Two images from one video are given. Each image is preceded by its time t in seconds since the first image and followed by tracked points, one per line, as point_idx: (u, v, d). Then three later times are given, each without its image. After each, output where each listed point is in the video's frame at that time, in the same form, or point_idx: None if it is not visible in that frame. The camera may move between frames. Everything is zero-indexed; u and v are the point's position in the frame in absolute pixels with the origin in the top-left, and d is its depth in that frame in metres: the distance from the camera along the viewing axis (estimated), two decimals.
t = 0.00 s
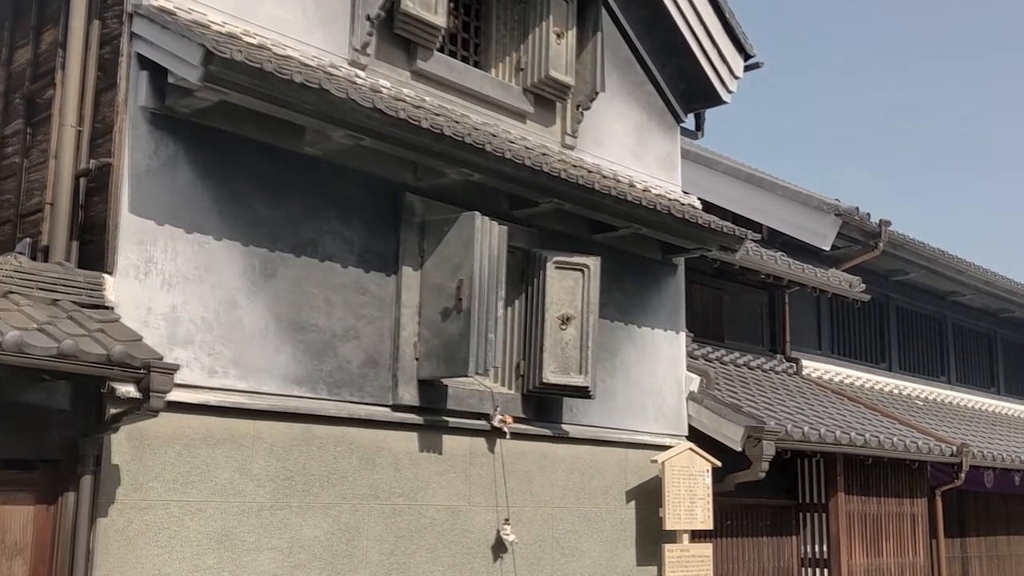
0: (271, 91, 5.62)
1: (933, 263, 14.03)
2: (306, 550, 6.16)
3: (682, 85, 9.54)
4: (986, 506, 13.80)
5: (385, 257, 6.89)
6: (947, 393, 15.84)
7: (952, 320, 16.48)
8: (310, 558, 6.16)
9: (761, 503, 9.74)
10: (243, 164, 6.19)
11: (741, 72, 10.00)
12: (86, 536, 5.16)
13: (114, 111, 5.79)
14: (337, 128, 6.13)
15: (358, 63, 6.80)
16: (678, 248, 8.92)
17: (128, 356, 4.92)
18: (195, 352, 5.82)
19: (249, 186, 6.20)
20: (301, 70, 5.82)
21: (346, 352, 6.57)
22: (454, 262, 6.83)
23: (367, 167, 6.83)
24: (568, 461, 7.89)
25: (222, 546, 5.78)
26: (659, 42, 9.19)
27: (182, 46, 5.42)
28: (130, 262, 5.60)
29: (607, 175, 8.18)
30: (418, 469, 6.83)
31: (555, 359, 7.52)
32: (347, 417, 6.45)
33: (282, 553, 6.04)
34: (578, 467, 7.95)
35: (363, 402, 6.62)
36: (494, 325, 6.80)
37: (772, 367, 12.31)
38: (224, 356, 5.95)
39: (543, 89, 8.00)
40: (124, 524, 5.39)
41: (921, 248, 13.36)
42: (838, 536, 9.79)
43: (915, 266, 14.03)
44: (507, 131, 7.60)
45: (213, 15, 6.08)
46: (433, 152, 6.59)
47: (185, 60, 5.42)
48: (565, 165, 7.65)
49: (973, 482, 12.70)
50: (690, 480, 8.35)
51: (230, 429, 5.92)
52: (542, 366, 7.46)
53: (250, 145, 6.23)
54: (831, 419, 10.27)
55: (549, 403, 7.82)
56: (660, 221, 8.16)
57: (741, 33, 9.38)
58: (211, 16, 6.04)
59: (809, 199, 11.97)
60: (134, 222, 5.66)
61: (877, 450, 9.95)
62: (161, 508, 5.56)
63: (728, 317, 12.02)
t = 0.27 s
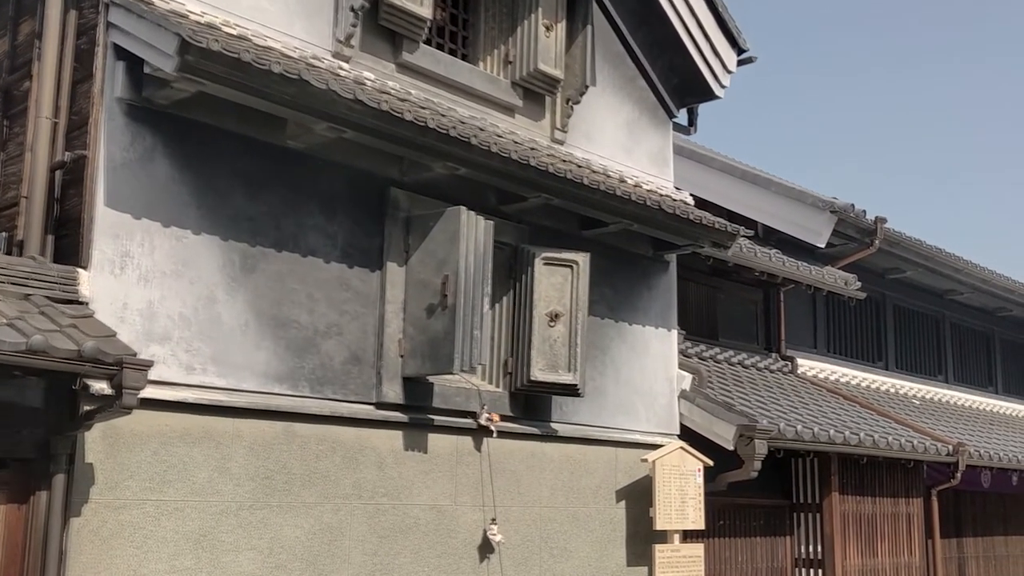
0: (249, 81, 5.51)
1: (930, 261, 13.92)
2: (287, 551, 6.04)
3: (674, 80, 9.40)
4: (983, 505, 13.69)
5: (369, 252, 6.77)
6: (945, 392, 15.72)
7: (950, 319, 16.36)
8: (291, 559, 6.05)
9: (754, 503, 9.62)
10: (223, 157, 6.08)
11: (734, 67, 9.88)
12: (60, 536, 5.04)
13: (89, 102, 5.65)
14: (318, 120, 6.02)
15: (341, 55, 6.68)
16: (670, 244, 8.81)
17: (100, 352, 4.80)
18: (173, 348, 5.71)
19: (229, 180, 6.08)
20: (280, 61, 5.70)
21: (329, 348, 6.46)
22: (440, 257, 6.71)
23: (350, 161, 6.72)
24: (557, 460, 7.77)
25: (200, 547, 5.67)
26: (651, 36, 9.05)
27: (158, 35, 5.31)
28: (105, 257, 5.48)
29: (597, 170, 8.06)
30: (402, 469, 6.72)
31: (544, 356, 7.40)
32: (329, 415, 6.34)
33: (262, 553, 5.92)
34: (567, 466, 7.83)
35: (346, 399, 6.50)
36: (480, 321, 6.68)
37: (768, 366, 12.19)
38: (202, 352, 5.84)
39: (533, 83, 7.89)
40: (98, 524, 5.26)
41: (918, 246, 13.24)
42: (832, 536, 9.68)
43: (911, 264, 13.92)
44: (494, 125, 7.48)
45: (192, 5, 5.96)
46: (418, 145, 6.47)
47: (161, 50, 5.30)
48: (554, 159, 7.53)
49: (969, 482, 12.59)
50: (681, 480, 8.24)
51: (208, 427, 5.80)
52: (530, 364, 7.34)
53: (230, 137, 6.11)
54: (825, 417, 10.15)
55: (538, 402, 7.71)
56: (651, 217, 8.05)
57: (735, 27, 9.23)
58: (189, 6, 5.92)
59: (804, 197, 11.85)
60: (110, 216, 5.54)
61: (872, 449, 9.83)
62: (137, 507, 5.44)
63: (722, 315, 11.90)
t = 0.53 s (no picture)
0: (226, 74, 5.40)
1: (927, 260, 13.80)
2: (267, 553, 5.93)
3: (666, 76, 9.29)
4: (980, 506, 13.59)
5: (353, 250, 6.66)
6: (942, 391, 15.61)
7: (947, 318, 16.25)
8: (271, 562, 5.94)
9: (748, 504, 9.51)
10: (202, 152, 5.97)
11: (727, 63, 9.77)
12: (31, 538, 4.92)
13: (63, 96, 5.48)
14: (298, 114, 5.91)
15: (325, 49, 6.56)
16: (661, 242, 8.69)
17: (71, 350, 4.67)
18: (150, 347, 5.60)
19: (208, 176, 5.98)
20: (259, 53, 5.59)
21: (311, 347, 6.35)
22: (425, 254, 6.59)
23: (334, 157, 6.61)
24: (546, 460, 7.66)
25: (177, 549, 5.55)
26: (642, 31, 8.95)
27: (133, 27, 5.19)
28: (80, 253, 5.36)
29: (587, 167, 7.95)
30: (387, 469, 6.61)
31: (531, 355, 7.29)
32: (311, 415, 6.23)
33: (241, 556, 5.82)
34: (556, 467, 7.72)
35: (329, 399, 6.39)
36: (466, 320, 6.57)
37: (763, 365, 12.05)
38: (180, 351, 5.73)
39: (521, 78, 7.77)
40: (72, 526, 5.14)
41: (915, 244, 13.13)
42: (826, 538, 9.56)
43: (908, 263, 13.81)
44: (482, 120, 7.37)
45: None
46: (402, 141, 6.36)
47: (136, 42, 5.19)
48: (542, 155, 7.41)
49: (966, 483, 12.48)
50: (672, 481, 8.14)
51: (186, 427, 5.70)
52: (517, 363, 7.23)
53: (209, 132, 6.00)
54: (819, 417, 10.04)
55: (526, 401, 7.60)
56: (641, 214, 7.94)
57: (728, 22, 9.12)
58: None
59: (799, 195, 11.74)
60: (85, 212, 5.42)
61: (867, 450, 9.72)
62: (111, 509, 5.32)
63: (716, 314, 11.79)
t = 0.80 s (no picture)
0: (203, 65, 5.30)
1: (924, 258, 13.69)
2: (247, 554, 5.82)
3: (659, 72, 9.15)
4: (978, 507, 13.47)
5: (337, 246, 6.54)
6: (940, 391, 15.49)
7: (945, 317, 16.14)
8: (251, 563, 5.83)
9: (741, 504, 9.40)
10: (181, 146, 5.86)
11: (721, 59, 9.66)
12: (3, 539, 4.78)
13: (37, 88, 5.37)
14: (279, 107, 5.80)
15: (308, 42, 6.45)
16: (653, 239, 8.58)
17: (41, 347, 4.55)
18: (127, 344, 5.49)
19: (188, 170, 5.87)
20: (238, 44, 5.48)
21: (293, 345, 6.23)
22: (410, 251, 6.48)
23: (317, 151, 6.50)
24: (535, 460, 7.54)
25: (154, 551, 5.43)
26: (634, 26, 8.83)
27: (107, 17, 5.08)
28: (55, 248, 5.25)
29: (577, 163, 7.83)
30: (371, 469, 6.49)
31: (520, 353, 7.17)
32: (293, 414, 6.12)
33: (220, 557, 5.70)
34: (546, 467, 7.61)
35: (312, 398, 6.28)
36: (451, 317, 6.46)
37: (758, 364, 11.94)
38: (157, 348, 5.62)
39: (510, 72, 7.65)
40: (45, 527, 5.01)
41: (912, 243, 13.01)
42: (821, 539, 9.45)
43: (905, 261, 13.69)
44: (470, 115, 7.25)
45: None
46: (385, 135, 6.24)
47: (110, 33, 5.08)
48: (531, 151, 7.29)
49: (963, 483, 12.36)
50: (664, 481, 8.03)
51: (164, 426, 5.58)
52: (505, 361, 7.12)
53: (188, 126, 5.89)
54: (814, 417, 9.93)
55: (514, 400, 7.48)
56: (632, 210, 7.82)
57: (722, 18, 9.00)
58: None
59: (794, 192, 11.65)
60: (61, 206, 5.31)
61: (862, 449, 9.60)
62: (86, 510, 5.19)
63: (711, 313, 11.68)
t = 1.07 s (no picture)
0: (180, 53, 5.19)
1: (922, 255, 13.57)
2: (226, 553, 5.71)
3: (651, 65, 9.04)
4: (975, 506, 13.36)
5: (320, 239, 6.43)
6: (938, 389, 15.37)
7: (942, 315, 16.02)
8: (231, 562, 5.71)
9: (734, 503, 9.29)
10: (159, 137, 5.74)
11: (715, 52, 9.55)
12: None
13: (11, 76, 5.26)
14: (259, 96, 5.68)
15: (292, 31, 6.32)
16: (645, 234, 8.46)
17: (11, 340, 4.44)
18: (103, 338, 5.38)
19: (167, 161, 5.76)
20: (216, 32, 5.37)
21: (275, 340, 6.12)
22: (394, 244, 6.36)
23: (301, 143, 6.40)
24: (524, 458, 7.43)
25: (131, 549, 5.31)
26: (626, 18, 8.71)
27: (81, 3, 4.97)
28: (28, 239, 5.13)
29: (567, 156, 7.72)
30: (355, 466, 6.38)
31: (507, 349, 7.06)
32: (275, 409, 6.01)
33: (199, 556, 5.59)
34: (535, 464, 7.49)
35: (294, 394, 6.17)
36: (437, 312, 6.34)
37: (753, 361, 11.83)
38: (135, 342, 5.51)
39: (499, 64, 7.54)
40: (17, 524, 4.88)
41: (909, 239, 12.90)
42: (816, 538, 9.33)
43: (902, 258, 13.57)
44: (458, 106, 7.13)
45: None
46: (369, 126, 6.13)
47: (84, 19, 4.97)
48: (519, 143, 7.17)
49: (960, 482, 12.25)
50: (655, 479, 7.92)
51: (141, 421, 5.46)
52: (492, 357, 7.00)
53: (167, 116, 5.78)
54: (809, 414, 9.81)
55: (503, 397, 7.36)
56: (623, 204, 7.70)
57: (715, 11, 8.90)
58: None
59: (790, 188, 11.48)
60: (35, 196, 5.19)
61: (857, 448, 9.49)
62: (60, 507, 5.06)
63: (706, 310, 11.56)
